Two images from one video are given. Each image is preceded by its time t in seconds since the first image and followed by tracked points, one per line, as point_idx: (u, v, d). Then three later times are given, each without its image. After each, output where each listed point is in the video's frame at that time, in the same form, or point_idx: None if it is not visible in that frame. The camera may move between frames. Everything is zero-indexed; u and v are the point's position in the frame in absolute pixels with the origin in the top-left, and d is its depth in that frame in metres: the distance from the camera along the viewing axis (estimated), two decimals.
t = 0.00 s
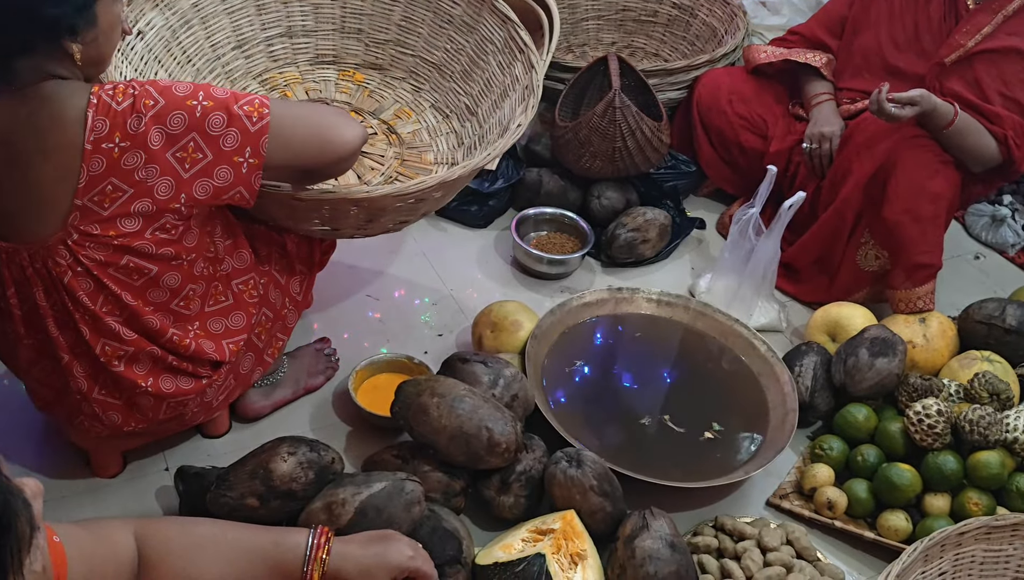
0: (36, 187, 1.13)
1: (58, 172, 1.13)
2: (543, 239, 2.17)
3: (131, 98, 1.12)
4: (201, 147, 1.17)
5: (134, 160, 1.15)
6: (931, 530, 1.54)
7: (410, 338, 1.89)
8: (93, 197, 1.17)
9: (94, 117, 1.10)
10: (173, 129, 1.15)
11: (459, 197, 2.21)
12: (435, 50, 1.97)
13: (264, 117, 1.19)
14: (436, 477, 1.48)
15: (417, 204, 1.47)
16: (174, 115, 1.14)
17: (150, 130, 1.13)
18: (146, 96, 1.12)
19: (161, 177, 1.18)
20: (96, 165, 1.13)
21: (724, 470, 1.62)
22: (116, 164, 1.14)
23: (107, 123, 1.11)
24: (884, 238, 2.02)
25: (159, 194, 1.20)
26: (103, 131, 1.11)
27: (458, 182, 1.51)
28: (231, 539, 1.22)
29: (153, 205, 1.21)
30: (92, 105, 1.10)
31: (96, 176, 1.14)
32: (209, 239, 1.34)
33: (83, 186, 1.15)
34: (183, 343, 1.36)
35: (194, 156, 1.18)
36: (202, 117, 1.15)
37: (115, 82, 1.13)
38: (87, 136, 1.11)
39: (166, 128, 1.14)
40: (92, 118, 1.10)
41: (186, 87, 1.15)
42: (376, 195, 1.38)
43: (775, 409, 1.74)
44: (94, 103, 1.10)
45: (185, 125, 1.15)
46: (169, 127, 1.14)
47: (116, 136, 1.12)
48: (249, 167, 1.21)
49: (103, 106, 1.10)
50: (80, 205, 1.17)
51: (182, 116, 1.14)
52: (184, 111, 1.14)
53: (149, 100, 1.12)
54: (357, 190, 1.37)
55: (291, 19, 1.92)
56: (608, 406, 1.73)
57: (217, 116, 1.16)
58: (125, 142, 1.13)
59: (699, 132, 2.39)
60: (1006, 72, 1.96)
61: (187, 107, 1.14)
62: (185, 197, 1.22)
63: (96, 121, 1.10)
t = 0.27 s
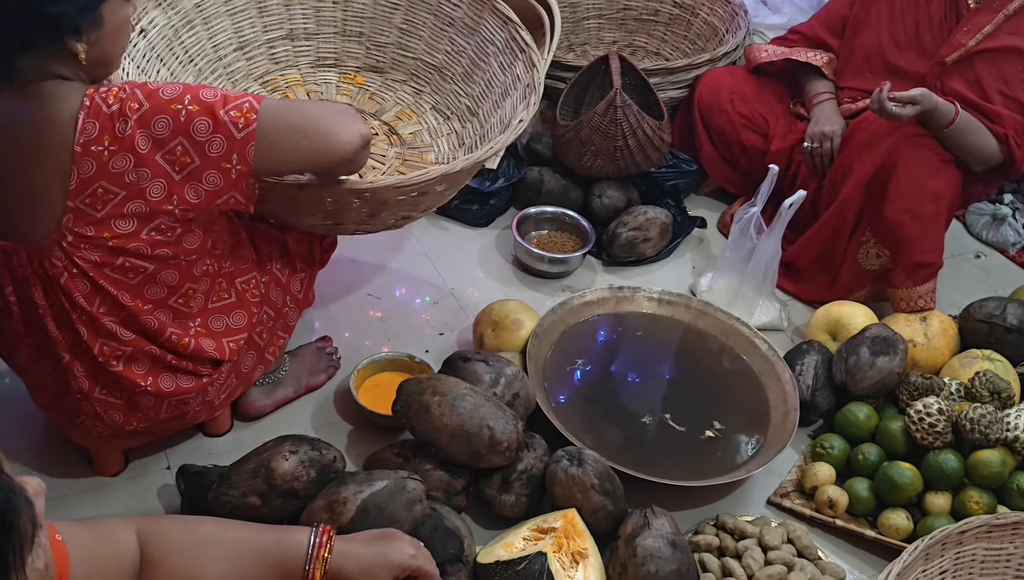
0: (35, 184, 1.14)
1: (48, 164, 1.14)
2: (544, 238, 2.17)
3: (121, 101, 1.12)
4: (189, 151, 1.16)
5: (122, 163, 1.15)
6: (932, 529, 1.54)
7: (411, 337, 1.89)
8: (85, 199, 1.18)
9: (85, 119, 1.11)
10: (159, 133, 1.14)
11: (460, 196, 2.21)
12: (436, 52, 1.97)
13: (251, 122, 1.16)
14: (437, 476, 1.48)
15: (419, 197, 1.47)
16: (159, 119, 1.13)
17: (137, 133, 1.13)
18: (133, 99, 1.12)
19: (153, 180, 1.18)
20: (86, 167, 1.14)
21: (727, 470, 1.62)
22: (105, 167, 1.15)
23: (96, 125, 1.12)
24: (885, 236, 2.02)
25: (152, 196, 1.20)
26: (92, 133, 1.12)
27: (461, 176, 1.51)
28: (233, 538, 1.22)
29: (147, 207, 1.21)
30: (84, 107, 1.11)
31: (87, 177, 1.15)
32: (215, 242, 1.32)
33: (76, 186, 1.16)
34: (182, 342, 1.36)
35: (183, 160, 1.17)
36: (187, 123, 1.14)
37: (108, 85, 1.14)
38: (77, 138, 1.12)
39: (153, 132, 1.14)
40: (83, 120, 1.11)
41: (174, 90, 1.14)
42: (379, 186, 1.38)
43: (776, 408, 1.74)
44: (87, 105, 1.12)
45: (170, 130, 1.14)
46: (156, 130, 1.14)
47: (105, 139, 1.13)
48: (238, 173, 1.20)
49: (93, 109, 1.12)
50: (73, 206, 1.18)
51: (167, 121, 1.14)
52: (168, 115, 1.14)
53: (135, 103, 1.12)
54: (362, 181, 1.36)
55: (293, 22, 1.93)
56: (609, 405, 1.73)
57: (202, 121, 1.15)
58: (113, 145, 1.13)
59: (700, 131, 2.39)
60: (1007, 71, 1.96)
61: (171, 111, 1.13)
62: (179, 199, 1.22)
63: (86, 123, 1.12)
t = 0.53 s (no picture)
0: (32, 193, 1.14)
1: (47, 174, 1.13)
2: (544, 238, 2.17)
3: (125, 127, 1.12)
4: (186, 190, 1.17)
5: (119, 191, 1.16)
6: (932, 529, 1.54)
7: (411, 338, 1.89)
8: (80, 219, 1.18)
9: (85, 140, 1.12)
10: (160, 169, 1.15)
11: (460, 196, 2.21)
12: (440, 71, 1.97)
13: (251, 180, 1.18)
14: (437, 476, 1.48)
15: (427, 205, 1.48)
16: (161, 156, 1.14)
17: (136, 164, 1.14)
18: (137, 127, 1.12)
19: (150, 214, 1.19)
20: (82, 187, 1.14)
21: (727, 470, 1.62)
22: (101, 191, 1.15)
23: (96, 147, 1.12)
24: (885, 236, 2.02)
25: (147, 228, 1.20)
26: (92, 155, 1.12)
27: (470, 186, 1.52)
28: (233, 539, 1.22)
29: (140, 238, 1.21)
30: (86, 127, 1.12)
31: (82, 198, 1.15)
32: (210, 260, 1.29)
33: (70, 205, 1.16)
34: (178, 350, 1.37)
35: (178, 198, 1.18)
36: (188, 167, 1.15)
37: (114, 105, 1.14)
38: (76, 158, 1.12)
39: (152, 166, 1.15)
40: (83, 141, 1.12)
41: (181, 130, 1.14)
42: (391, 191, 1.39)
43: (776, 408, 1.74)
44: (88, 125, 1.12)
45: (171, 169, 1.15)
46: (156, 164, 1.15)
47: (103, 162, 1.13)
48: (231, 221, 1.22)
49: (95, 130, 1.12)
50: (67, 224, 1.18)
51: (168, 158, 1.14)
52: (170, 153, 1.14)
53: (140, 131, 1.12)
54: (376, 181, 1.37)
55: (299, 29, 1.93)
56: (609, 405, 1.73)
57: (202, 167, 1.15)
58: (111, 170, 1.14)
59: (700, 132, 2.39)
60: (1007, 72, 1.96)
61: (176, 151, 1.14)
62: (173, 232, 1.22)
63: (86, 143, 1.12)
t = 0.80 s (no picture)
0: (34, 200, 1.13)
1: (48, 189, 1.11)
2: (542, 241, 2.17)
3: (128, 170, 1.11)
4: (171, 247, 1.16)
5: (110, 230, 1.16)
6: (930, 532, 1.54)
7: (409, 341, 1.89)
8: (71, 250, 1.19)
9: (83, 174, 1.11)
10: (153, 221, 1.14)
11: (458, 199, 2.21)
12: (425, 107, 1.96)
13: (240, 255, 1.14)
14: (435, 479, 1.48)
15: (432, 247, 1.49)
16: (156, 210, 1.13)
17: (130, 211, 1.13)
18: (140, 174, 1.11)
19: (137, 261, 1.19)
20: (75, 221, 1.14)
21: (725, 472, 1.62)
22: (93, 228, 1.15)
23: (94, 183, 1.11)
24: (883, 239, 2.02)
25: (133, 273, 1.21)
26: (88, 191, 1.12)
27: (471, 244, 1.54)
28: (230, 542, 1.21)
29: (127, 281, 1.22)
30: (86, 161, 1.11)
31: (73, 231, 1.15)
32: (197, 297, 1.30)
33: (61, 235, 1.16)
34: (172, 364, 1.39)
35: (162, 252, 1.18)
36: (180, 228, 1.13)
37: (120, 141, 1.12)
38: (72, 191, 1.12)
39: (145, 216, 1.14)
40: (81, 176, 1.11)
41: (185, 190, 1.12)
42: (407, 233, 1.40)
43: (774, 412, 1.74)
44: (89, 159, 1.11)
45: (163, 224, 1.14)
46: (150, 216, 1.13)
47: (99, 200, 1.13)
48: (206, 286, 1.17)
49: (95, 165, 1.11)
50: (57, 252, 1.19)
51: (162, 212, 1.13)
52: (166, 209, 1.12)
53: (142, 180, 1.11)
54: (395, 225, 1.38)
55: (298, 27, 1.91)
56: (607, 408, 1.73)
57: (193, 232, 1.13)
58: (106, 209, 1.13)
59: (698, 135, 2.40)
60: (1005, 75, 1.96)
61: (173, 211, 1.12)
62: (156, 279, 1.22)
63: (84, 178, 1.11)
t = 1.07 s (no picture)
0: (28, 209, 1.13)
1: (45, 201, 1.11)
2: (538, 244, 2.17)
3: (124, 208, 1.10)
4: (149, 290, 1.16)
5: (95, 260, 1.16)
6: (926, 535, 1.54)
7: (405, 343, 1.88)
8: (59, 271, 1.19)
9: (81, 203, 1.11)
10: (137, 261, 1.14)
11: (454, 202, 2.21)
12: (396, 125, 1.99)
13: (216, 309, 1.17)
14: (432, 483, 1.48)
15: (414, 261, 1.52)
16: (142, 252, 1.13)
17: (120, 247, 1.13)
18: (136, 213, 1.11)
19: (119, 297, 1.20)
20: (66, 246, 1.14)
21: (722, 474, 1.62)
22: (82, 254, 1.15)
23: (89, 213, 1.11)
24: (879, 242, 2.02)
25: (113, 307, 1.22)
26: (83, 219, 1.12)
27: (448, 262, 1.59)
28: (225, 545, 1.21)
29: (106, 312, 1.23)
30: (84, 190, 1.10)
31: (64, 254, 1.16)
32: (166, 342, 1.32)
33: (51, 256, 1.17)
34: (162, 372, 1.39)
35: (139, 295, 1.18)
36: (164, 273, 1.14)
37: (124, 173, 1.11)
38: (68, 217, 1.12)
39: (131, 255, 1.14)
40: (79, 204, 1.11)
41: (179, 239, 1.13)
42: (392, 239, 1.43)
43: (770, 414, 1.74)
44: (88, 187, 1.10)
45: (147, 267, 1.14)
46: (137, 255, 1.13)
47: (93, 229, 1.13)
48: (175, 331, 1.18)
49: (93, 196, 1.10)
50: (46, 271, 1.20)
51: (150, 255, 1.13)
52: (154, 254, 1.13)
53: (137, 220, 1.11)
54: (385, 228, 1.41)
55: (284, 30, 1.89)
56: (603, 410, 1.73)
57: (175, 280, 1.14)
58: (98, 239, 1.14)
59: (694, 138, 2.40)
60: (1001, 78, 1.97)
61: (160, 259, 1.13)
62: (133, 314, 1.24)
63: (81, 207, 1.11)
